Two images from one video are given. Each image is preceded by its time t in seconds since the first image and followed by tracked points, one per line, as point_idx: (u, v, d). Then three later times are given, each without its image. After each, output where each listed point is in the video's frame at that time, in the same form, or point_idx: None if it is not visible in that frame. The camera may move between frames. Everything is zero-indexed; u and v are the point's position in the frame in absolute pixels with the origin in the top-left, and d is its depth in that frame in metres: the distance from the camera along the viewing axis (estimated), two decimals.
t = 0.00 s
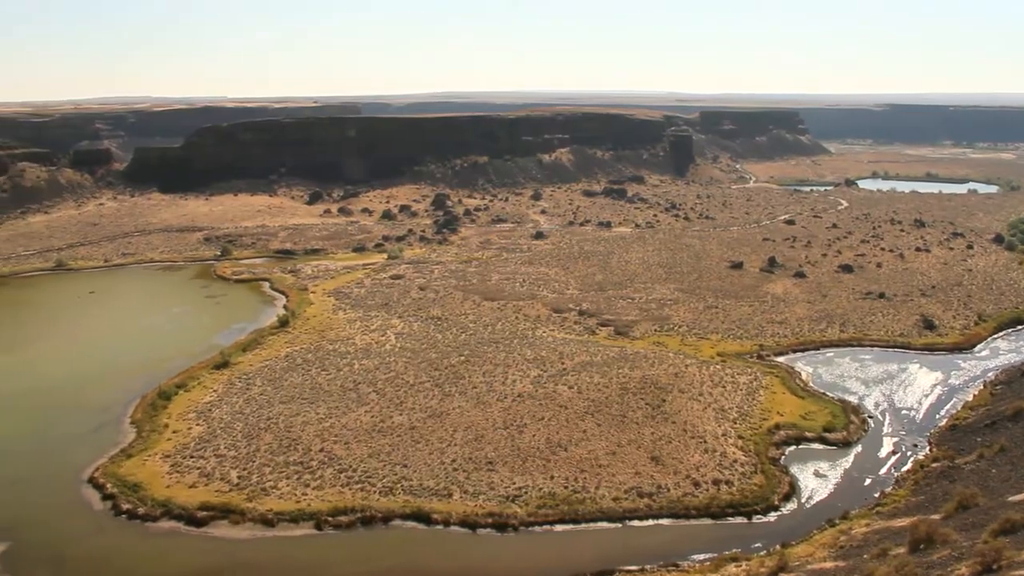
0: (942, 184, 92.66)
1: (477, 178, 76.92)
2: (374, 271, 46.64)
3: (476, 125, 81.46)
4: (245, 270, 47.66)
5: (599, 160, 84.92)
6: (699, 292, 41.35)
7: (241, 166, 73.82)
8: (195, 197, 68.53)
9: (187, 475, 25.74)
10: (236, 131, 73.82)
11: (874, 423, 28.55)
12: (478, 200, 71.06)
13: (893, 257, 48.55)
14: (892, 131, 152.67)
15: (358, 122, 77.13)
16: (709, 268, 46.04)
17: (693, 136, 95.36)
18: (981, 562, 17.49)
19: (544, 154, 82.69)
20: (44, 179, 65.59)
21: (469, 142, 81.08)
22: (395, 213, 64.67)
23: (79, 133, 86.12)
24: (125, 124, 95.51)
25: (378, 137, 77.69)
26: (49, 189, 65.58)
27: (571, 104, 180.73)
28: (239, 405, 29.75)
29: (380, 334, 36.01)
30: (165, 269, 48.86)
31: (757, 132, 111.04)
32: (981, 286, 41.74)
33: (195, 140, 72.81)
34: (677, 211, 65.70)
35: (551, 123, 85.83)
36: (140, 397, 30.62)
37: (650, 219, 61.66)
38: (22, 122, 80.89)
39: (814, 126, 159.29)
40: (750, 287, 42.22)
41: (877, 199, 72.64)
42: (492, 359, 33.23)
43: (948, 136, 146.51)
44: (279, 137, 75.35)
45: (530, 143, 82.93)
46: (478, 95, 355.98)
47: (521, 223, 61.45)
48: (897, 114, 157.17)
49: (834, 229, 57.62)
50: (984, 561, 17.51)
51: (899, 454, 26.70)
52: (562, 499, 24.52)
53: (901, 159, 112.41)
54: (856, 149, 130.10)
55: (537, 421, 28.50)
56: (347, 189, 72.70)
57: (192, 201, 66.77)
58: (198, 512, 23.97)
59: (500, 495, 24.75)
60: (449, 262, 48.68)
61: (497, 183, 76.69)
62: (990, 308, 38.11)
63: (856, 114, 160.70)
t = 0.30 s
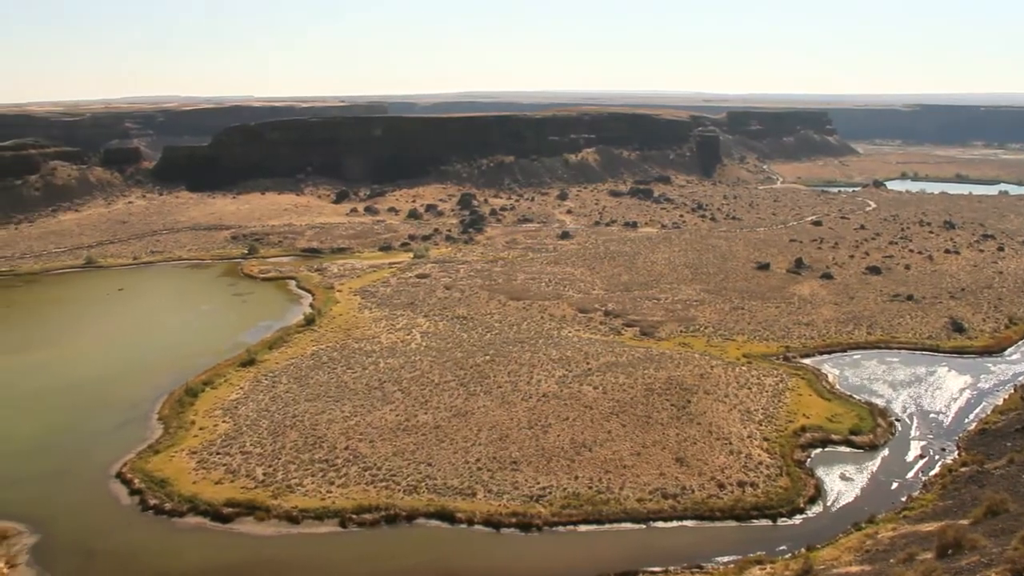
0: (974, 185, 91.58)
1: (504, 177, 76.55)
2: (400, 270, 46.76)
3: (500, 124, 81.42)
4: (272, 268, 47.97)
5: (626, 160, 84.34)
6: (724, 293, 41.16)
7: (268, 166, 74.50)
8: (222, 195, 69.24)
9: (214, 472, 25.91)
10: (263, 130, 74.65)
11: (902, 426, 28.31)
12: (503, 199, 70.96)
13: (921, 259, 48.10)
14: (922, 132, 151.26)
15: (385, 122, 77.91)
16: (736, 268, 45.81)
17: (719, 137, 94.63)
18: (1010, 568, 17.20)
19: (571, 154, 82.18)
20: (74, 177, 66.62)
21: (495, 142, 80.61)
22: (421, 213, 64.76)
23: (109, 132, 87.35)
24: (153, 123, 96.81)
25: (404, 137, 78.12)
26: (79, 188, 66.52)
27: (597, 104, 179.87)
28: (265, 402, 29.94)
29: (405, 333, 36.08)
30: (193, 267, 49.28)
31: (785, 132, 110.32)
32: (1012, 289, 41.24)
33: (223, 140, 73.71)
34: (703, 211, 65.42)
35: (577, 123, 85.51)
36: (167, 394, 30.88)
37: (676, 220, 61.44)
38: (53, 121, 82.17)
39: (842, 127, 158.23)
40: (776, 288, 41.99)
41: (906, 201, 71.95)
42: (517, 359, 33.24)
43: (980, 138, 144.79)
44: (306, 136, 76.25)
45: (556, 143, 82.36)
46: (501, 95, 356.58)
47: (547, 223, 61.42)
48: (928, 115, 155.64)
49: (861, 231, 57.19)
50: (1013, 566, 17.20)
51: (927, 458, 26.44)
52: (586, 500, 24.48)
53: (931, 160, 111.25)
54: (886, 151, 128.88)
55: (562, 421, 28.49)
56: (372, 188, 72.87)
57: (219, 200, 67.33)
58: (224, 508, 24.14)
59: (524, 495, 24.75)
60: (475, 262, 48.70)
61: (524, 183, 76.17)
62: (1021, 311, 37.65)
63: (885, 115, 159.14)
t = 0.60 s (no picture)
0: (1007, 187, 90.44)
1: (532, 177, 76.57)
2: (428, 269, 46.88)
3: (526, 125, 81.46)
4: (301, 267, 48.30)
5: (655, 160, 84.02)
6: (753, 294, 40.95)
7: (298, 165, 74.97)
8: (253, 194, 69.75)
9: (242, 468, 26.12)
10: (293, 130, 75.18)
11: (932, 430, 28.02)
12: (531, 199, 70.92)
13: (954, 261, 47.59)
14: (954, 133, 149.54)
15: (414, 121, 78.21)
16: (765, 270, 45.59)
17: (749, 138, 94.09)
18: None
19: (599, 154, 82.02)
20: (107, 176, 67.79)
21: (522, 141, 80.83)
22: (450, 212, 64.93)
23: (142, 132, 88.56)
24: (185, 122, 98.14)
25: (433, 137, 78.28)
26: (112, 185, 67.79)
27: (625, 105, 179.08)
28: (293, 400, 30.13)
29: (433, 332, 36.18)
30: (223, 265, 49.73)
31: (816, 133, 109.51)
32: None
33: (253, 138, 74.30)
34: (732, 212, 65.11)
35: (606, 123, 85.33)
36: (197, 390, 31.16)
37: (705, 220, 61.21)
38: (87, 120, 83.36)
39: (873, 127, 156.88)
40: (805, 289, 41.72)
41: (938, 202, 71.21)
42: (545, 359, 33.23)
43: (1014, 139, 142.92)
44: (336, 135, 76.66)
45: (584, 143, 82.30)
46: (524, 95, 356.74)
47: (575, 223, 61.39)
48: (961, 115, 153.85)
49: (893, 232, 56.66)
50: None
51: (957, 462, 26.15)
52: (612, 501, 24.44)
53: (964, 162, 109.96)
54: (918, 151, 127.61)
55: (589, 422, 28.47)
56: (400, 187, 72.96)
57: (249, 198, 67.92)
58: (251, 504, 24.32)
59: (551, 495, 24.75)
60: (502, 261, 48.71)
61: (552, 183, 76.19)
62: None
63: (918, 116, 157.32)
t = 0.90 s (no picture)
0: None
1: (558, 177, 76.48)
2: (454, 269, 46.95)
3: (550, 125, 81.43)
4: (327, 265, 48.55)
5: (681, 161, 83.56)
6: (779, 296, 40.73)
7: (325, 164, 75.41)
8: (280, 192, 70.20)
9: (267, 465, 26.27)
10: (320, 129, 75.77)
11: (961, 435, 27.76)
12: (557, 199, 70.80)
13: (984, 263, 47.10)
14: (985, 135, 148.06)
15: (440, 121, 78.37)
16: (791, 271, 45.36)
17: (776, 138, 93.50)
18: None
19: (625, 154, 81.72)
20: (136, 175, 68.67)
21: (548, 141, 80.72)
22: (475, 211, 65.03)
23: (171, 130, 89.54)
24: (214, 121, 99.29)
25: (459, 137, 78.35)
26: (141, 184, 68.65)
27: (650, 105, 178.25)
28: (318, 398, 30.27)
29: (458, 331, 36.23)
30: (249, 263, 50.11)
31: (844, 134, 108.71)
32: None
33: (281, 138, 74.93)
34: (759, 213, 64.79)
35: (633, 123, 85.06)
36: (223, 387, 31.42)
37: (731, 221, 60.98)
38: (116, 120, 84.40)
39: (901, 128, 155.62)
40: (832, 291, 41.44)
41: (968, 204, 70.49)
42: (570, 360, 33.20)
43: None
44: (363, 135, 77.02)
45: (610, 143, 82.12)
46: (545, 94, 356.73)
47: (602, 223, 61.33)
48: (991, 116, 152.23)
49: (922, 234, 56.15)
50: None
51: (986, 468, 25.87)
52: (636, 502, 24.37)
53: (994, 163, 108.73)
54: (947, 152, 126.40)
55: (613, 422, 28.42)
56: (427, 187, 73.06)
57: (276, 197, 68.37)
58: (276, 501, 24.46)
59: (574, 495, 24.72)
60: (528, 262, 48.72)
61: (579, 183, 76.06)
62: None
63: (948, 117, 155.61)
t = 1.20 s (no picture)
0: None
1: (585, 177, 76.28)
2: (480, 268, 47.01)
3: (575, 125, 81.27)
4: (354, 264, 48.77)
5: (709, 161, 82.84)
6: (807, 298, 40.48)
7: (352, 164, 75.81)
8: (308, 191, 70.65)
9: (293, 463, 26.41)
10: (348, 129, 76.38)
11: (991, 439, 27.45)
12: (584, 199, 70.61)
13: (1016, 266, 46.56)
14: (1017, 137, 146.36)
15: (467, 121, 78.53)
16: (819, 272, 45.10)
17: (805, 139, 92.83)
18: None
19: (653, 155, 81.28)
20: (165, 173, 69.43)
21: (575, 141, 80.54)
22: (502, 211, 65.09)
23: (200, 129, 90.48)
24: (242, 121, 100.28)
25: (486, 137, 78.28)
26: (170, 183, 69.38)
27: (676, 105, 177.41)
28: (344, 396, 30.41)
29: (484, 331, 36.27)
30: (277, 262, 50.47)
31: (873, 134, 107.80)
32: None
33: (309, 137, 75.63)
34: (787, 214, 64.42)
35: (661, 124, 84.73)
36: (250, 385, 31.64)
37: (759, 222, 60.69)
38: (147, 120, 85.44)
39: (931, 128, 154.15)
40: (859, 293, 41.12)
41: (1001, 206, 69.69)
42: (596, 360, 33.16)
43: None
44: (391, 135, 77.34)
45: (638, 143, 81.84)
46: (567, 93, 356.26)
47: (629, 223, 61.22)
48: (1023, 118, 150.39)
49: (952, 236, 55.60)
50: None
51: (1017, 473, 25.58)
52: (661, 503, 24.29)
53: None
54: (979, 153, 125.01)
55: (639, 423, 28.36)
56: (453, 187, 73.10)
57: (304, 196, 68.78)
58: (302, 499, 24.60)
59: (599, 496, 24.68)
60: (554, 262, 48.70)
61: (606, 183, 75.80)
62: None
63: (980, 117, 153.68)
